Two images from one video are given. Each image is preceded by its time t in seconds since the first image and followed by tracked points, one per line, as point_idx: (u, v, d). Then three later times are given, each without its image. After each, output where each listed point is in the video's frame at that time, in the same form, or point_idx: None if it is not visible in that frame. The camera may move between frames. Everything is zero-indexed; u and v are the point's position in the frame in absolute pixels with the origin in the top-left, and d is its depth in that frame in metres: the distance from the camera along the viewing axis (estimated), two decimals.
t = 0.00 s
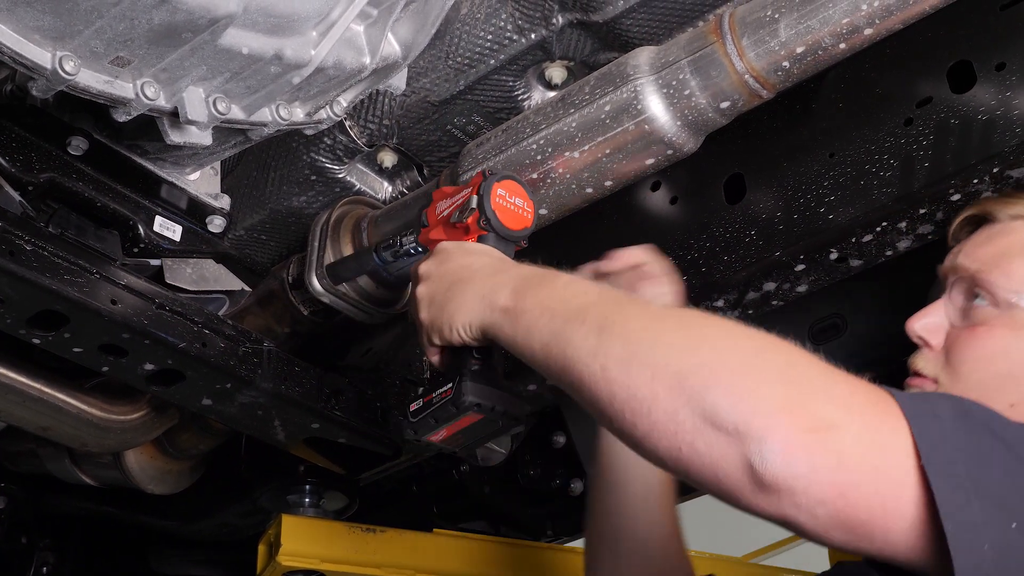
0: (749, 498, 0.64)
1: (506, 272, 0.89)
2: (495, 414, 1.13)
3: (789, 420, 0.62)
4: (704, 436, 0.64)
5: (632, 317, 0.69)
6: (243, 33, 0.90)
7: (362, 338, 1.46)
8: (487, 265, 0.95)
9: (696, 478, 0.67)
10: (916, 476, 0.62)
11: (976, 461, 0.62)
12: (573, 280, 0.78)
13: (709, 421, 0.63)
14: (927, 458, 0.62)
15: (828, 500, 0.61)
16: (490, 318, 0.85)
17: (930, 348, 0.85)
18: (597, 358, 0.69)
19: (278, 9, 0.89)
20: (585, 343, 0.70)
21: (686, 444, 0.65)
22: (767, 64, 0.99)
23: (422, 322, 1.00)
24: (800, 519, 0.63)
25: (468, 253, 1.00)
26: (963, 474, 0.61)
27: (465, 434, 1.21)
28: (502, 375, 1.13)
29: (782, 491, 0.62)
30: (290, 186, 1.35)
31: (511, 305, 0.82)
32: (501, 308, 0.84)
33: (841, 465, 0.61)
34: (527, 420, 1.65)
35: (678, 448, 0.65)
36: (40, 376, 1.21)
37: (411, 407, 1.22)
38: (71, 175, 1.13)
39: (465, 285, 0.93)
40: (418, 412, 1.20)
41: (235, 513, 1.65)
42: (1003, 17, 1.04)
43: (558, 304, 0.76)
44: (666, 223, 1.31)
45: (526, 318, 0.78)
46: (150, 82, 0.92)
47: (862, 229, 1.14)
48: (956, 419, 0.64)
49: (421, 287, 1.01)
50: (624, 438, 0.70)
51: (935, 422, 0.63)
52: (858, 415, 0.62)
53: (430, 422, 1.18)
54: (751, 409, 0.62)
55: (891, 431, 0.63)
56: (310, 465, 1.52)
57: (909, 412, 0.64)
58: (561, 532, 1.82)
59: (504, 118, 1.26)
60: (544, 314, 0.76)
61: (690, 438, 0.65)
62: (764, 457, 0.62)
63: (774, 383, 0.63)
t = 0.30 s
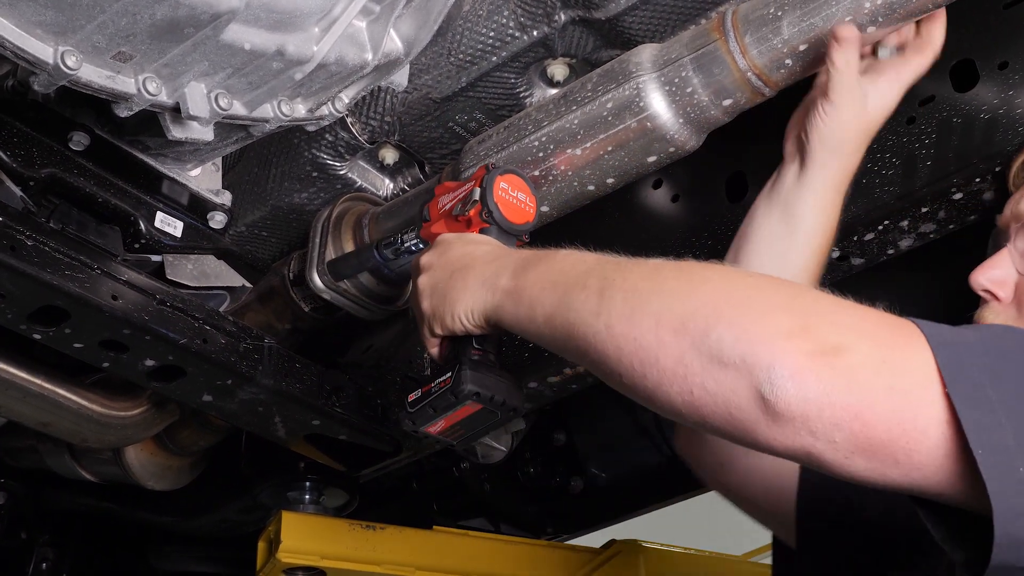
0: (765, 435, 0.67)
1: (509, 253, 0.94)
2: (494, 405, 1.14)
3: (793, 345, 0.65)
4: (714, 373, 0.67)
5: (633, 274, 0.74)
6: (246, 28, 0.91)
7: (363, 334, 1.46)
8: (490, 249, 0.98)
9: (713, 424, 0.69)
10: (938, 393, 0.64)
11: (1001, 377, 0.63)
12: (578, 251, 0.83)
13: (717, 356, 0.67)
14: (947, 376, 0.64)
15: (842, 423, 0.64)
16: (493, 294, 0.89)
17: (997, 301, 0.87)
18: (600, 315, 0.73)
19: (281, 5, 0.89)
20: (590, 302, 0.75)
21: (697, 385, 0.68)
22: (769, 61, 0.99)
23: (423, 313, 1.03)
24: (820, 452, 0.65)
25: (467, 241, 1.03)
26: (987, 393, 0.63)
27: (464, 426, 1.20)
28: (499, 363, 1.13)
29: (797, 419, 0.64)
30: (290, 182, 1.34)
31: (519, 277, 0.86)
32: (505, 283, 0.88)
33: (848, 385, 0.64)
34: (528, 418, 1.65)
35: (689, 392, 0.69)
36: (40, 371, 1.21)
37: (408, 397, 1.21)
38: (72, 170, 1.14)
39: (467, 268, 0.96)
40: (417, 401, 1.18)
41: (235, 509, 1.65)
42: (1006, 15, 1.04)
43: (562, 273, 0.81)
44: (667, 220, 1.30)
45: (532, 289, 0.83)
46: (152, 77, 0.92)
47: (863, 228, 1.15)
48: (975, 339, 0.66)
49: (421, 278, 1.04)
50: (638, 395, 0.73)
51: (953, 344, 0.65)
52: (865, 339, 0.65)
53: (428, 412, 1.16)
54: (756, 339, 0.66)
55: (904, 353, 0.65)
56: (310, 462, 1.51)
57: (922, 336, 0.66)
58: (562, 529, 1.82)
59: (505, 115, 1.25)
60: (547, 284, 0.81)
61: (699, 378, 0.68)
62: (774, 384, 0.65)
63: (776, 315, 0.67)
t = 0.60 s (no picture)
0: (746, 417, 0.71)
1: (500, 244, 0.98)
2: (479, 393, 1.13)
3: (767, 330, 0.69)
4: (692, 361, 0.72)
5: (616, 265, 0.79)
6: (249, 28, 0.90)
7: (364, 334, 1.47)
8: (483, 237, 1.02)
9: (697, 408, 0.74)
10: (905, 369, 0.67)
11: (966, 351, 0.67)
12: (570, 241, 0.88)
13: (695, 343, 0.71)
14: (914, 351, 0.67)
15: (816, 405, 0.67)
16: (485, 287, 0.94)
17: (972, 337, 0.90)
18: (586, 307, 0.78)
19: (284, 4, 0.89)
20: (576, 293, 0.80)
21: (677, 372, 0.73)
22: (770, 53, 1.00)
23: (413, 303, 1.07)
24: (798, 432, 0.70)
25: (465, 229, 1.06)
26: (952, 366, 0.66)
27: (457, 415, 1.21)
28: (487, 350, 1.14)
29: (772, 402, 0.69)
30: (292, 182, 1.34)
31: (510, 271, 0.91)
32: (496, 275, 0.93)
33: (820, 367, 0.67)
34: (528, 418, 1.65)
35: (671, 379, 0.74)
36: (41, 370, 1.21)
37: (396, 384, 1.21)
38: (74, 169, 1.14)
39: (458, 260, 1.00)
40: (403, 387, 1.18)
41: (235, 509, 1.64)
42: (1008, 18, 1.05)
43: (551, 265, 0.85)
44: (667, 221, 1.30)
45: (523, 281, 0.88)
46: (154, 77, 0.92)
47: (864, 229, 1.15)
48: (943, 314, 0.68)
49: (412, 266, 1.08)
50: (627, 381, 0.78)
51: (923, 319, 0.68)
52: (837, 318, 0.69)
53: (414, 398, 1.16)
54: (731, 325, 0.70)
55: (876, 330, 0.68)
56: (310, 461, 1.51)
57: (895, 312, 0.69)
58: (561, 529, 1.82)
59: (507, 115, 1.26)
60: (537, 276, 0.86)
61: (679, 365, 0.73)
62: (749, 370, 0.69)
63: (750, 300, 0.70)
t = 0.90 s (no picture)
0: (741, 415, 0.72)
1: (502, 245, 0.98)
2: (489, 388, 1.15)
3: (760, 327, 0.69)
4: (687, 358, 0.72)
5: (615, 264, 0.79)
6: (252, 29, 0.90)
7: (365, 335, 1.47)
8: (489, 234, 1.03)
9: (694, 405, 0.75)
10: (898, 364, 0.67)
11: (957, 342, 0.66)
12: (575, 240, 0.88)
13: (689, 340, 0.72)
14: (905, 345, 0.67)
15: (810, 402, 0.68)
16: (490, 286, 0.95)
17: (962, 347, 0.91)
18: (585, 306, 0.79)
19: (286, 5, 0.89)
20: (576, 292, 0.80)
21: (673, 370, 0.73)
22: (773, 55, 1.00)
23: (422, 301, 1.07)
24: (793, 430, 0.70)
25: (470, 230, 1.06)
26: (943, 359, 0.66)
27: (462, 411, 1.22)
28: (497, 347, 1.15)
29: (766, 399, 0.69)
30: (294, 183, 1.34)
31: (514, 272, 0.91)
32: (500, 276, 0.93)
33: (814, 364, 0.67)
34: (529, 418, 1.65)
35: (667, 377, 0.74)
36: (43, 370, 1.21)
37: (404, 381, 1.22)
38: (76, 169, 1.14)
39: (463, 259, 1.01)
40: (412, 385, 1.20)
41: (235, 509, 1.64)
42: (1010, 20, 1.05)
43: (553, 264, 0.86)
44: (670, 223, 1.30)
45: (526, 281, 0.88)
46: (157, 77, 0.92)
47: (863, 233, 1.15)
48: (934, 306, 0.68)
49: (418, 264, 1.08)
50: (626, 379, 0.78)
51: (916, 312, 0.68)
52: (831, 314, 0.69)
53: (425, 395, 1.18)
54: (726, 323, 0.70)
55: (870, 326, 0.68)
56: (311, 462, 1.51)
57: (889, 306, 0.69)
58: (562, 531, 1.82)
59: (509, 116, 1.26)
60: (540, 275, 0.87)
61: (674, 363, 0.73)
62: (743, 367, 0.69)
63: (745, 299, 0.71)
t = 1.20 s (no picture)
0: (740, 420, 0.72)
1: (502, 251, 0.98)
2: (485, 395, 1.16)
3: (758, 331, 0.69)
4: (685, 364, 0.72)
5: (614, 270, 0.79)
6: (255, 31, 0.90)
7: (367, 337, 1.47)
8: (491, 240, 1.03)
9: (692, 410, 0.75)
10: (895, 367, 0.67)
11: (955, 344, 0.66)
12: (576, 246, 0.88)
13: (687, 345, 0.72)
14: (902, 348, 0.67)
15: (807, 407, 0.68)
16: (491, 292, 0.95)
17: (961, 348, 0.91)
18: (584, 312, 0.79)
19: (290, 8, 0.89)
20: (574, 298, 0.80)
21: (671, 375, 0.73)
22: (772, 50, 1.01)
23: (423, 306, 1.08)
24: (791, 435, 0.70)
25: (472, 237, 1.06)
26: (940, 361, 0.66)
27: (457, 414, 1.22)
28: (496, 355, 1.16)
29: (764, 404, 0.69)
30: (296, 184, 1.35)
31: (514, 278, 0.92)
32: (501, 282, 0.94)
33: (812, 369, 0.67)
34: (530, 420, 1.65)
35: (665, 383, 0.74)
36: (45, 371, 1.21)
37: (402, 384, 1.23)
38: (79, 170, 1.14)
39: (464, 265, 1.01)
40: (409, 389, 1.21)
41: (236, 511, 1.64)
42: (1012, 23, 1.06)
43: (553, 270, 0.86)
44: (672, 225, 1.30)
45: (526, 286, 0.89)
46: (161, 79, 0.92)
47: (852, 240, 1.18)
48: (931, 307, 0.68)
49: (423, 267, 1.08)
50: (625, 385, 0.78)
51: (913, 313, 0.68)
52: (828, 318, 0.69)
53: (421, 400, 1.19)
54: (724, 327, 0.70)
55: (868, 330, 0.68)
56: (313, 464, 1.51)
57: (886, 308, 0.69)
58: (563, 533, 1.82)
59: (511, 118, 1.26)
60: (540, 280, 0.87)
61: (673, 369, 0.73)
62: (740, 372, 0.69)
63: (742, 303, 0.71)
